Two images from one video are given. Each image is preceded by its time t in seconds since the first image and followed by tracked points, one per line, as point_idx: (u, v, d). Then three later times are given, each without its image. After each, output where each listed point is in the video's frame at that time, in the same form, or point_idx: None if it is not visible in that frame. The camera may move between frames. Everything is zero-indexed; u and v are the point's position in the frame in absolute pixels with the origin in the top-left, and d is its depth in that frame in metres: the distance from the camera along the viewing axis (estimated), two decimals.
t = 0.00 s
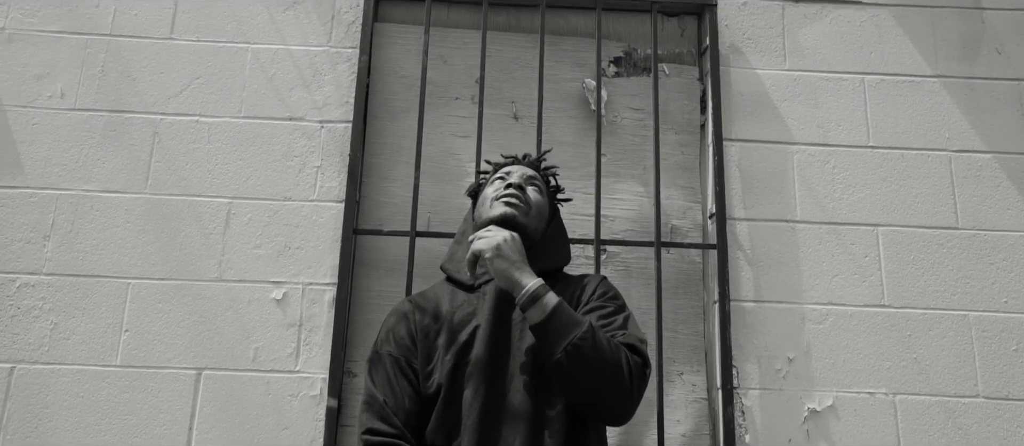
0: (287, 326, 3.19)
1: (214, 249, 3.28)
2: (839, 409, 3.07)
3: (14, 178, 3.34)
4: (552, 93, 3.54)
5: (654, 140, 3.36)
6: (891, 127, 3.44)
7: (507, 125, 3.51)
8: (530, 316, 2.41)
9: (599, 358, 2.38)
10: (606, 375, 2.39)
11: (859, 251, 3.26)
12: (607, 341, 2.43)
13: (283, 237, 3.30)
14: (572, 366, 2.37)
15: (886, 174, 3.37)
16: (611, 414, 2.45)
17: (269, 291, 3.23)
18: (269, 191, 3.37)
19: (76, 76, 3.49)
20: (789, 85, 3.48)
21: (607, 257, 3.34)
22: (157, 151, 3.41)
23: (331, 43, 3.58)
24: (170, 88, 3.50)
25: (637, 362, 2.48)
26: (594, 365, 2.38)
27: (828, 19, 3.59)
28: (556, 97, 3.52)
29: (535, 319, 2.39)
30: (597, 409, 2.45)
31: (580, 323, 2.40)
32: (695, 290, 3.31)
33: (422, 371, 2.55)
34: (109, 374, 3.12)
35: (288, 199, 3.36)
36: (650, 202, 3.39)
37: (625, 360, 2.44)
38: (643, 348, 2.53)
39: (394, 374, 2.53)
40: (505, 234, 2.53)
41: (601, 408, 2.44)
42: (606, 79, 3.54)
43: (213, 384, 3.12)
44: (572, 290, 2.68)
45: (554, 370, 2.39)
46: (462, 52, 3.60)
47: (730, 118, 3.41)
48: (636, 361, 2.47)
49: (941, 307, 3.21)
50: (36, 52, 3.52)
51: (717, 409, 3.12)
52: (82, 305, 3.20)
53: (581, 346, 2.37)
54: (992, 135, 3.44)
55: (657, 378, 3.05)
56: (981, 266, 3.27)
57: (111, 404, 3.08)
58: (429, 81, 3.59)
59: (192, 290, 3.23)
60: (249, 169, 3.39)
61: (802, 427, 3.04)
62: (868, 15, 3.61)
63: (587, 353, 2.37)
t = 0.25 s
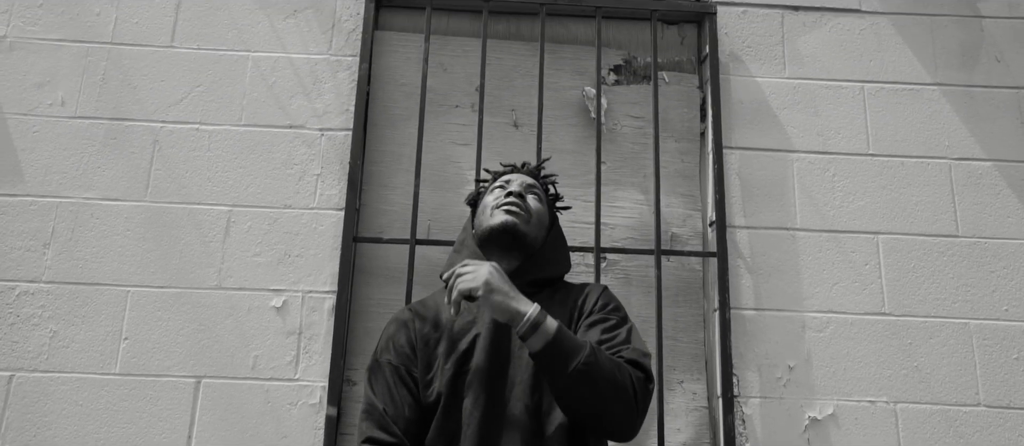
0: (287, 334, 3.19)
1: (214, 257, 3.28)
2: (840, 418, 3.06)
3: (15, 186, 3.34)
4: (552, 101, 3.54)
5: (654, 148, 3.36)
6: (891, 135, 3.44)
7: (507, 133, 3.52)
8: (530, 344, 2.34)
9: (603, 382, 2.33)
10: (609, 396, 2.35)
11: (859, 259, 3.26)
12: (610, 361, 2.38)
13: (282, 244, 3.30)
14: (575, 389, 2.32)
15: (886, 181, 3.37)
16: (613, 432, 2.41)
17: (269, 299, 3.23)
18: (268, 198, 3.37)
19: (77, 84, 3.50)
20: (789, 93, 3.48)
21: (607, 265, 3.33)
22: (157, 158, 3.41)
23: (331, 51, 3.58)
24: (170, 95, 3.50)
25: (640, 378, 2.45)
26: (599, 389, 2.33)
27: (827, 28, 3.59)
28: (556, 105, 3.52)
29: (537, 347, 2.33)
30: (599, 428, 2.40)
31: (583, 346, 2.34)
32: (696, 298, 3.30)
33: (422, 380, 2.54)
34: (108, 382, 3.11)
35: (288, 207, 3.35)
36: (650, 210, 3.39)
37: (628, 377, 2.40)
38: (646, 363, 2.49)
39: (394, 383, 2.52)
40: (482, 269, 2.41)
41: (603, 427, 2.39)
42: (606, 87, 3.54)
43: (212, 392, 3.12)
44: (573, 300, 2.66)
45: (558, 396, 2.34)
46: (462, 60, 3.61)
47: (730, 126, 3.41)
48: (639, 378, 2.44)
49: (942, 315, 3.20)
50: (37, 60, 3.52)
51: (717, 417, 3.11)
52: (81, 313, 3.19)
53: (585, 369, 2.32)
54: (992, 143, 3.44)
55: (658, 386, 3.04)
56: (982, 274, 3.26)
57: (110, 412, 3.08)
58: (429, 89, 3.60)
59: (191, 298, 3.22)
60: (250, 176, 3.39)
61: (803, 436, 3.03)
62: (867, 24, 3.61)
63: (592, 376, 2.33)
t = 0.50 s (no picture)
0: (286, 343, 3.18)
1: (214, 266, 3.28)
2: (842, 428, 3.04)
3: (15, 195, 3.34)
4: (552, 110, 3.54)
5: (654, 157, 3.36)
6: (891, 144, 3.44)
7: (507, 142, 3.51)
8: (532, 396, 2.30)
9: (604, 418, 2.34)
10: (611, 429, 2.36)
11: (860, 268, 3.25)
12: (611, 391, 2.39)
13: (282, 253, 3.30)
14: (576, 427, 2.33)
15: (886, 190, 3.37)
16: None
17: (269, 308, 3.22)
18: (269, 207, 3.37)
19: (78, 94, 3.50)
20: (789, 103, 3.48)
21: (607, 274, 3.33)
22: (157, 167, 3.41)
23: (332, 60, 3.59)
24: (171, 105, 3.50)
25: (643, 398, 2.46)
26: (604, 430, 2.35)
27: (827, 37, 3.60)
28: (556, 114, 3.52)
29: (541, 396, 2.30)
30: None
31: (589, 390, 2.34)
32: (696, 308, 3.30)
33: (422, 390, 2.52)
34: (107, 392, 3.11)
35: (288, 215, 3.35)
36: (650, 219, 3.39)
37: (630, 402, 2.40)
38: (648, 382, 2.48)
39: (394, 393, 2.49)
40: (461, 344, 2.24)
41: None
42: (606, 96, 3.54)
43: (211, 401, 3.11)
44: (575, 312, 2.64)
45: (562, 437, 2.35)
46: (462, 69, 3.62)
47: (730, 135, 3.41)
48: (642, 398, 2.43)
49: (943, 324, 3.19)
50: (38, 69, 3.53)
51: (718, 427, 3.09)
52: (81, 322, 3.19)
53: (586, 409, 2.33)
54: (992, 153, 3.44)
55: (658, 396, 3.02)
56: (983, 283, 3.25)
57: (109, 422, 3.07)
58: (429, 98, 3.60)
59: (191, 307, 3.22)
60: (250, 185, 3.39)
61: None
62: (867, 33, 3.62)
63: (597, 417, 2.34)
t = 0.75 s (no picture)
0: (286, 351, 3.18)
1: (214, 273, 3.28)
2: (842, 436, 3.04)
3: (16, 202, 3.34)
4: (552, 117, 3.54)
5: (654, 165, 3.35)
6: (891, 152, 3.44)
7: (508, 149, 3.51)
8: None
9: None
10: None
11: (860, 276, 3.25)
12: (610, 415, 2.37)
13: (282, 261, 3.30)
14: None
15: (887, 198, 3.36)
16: None
17: (269, 315, 3.22)
18: (269, 215, 3.36)
19: (80, 101, 3.51)
20: (789, 110, 3.48)
21: (607, 281, 3.32)
22: (157, 175, 3.41)
23: (332, 68, 3.59)
24: (171, 112, 3.51)
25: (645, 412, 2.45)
26: None
27: (827, 45, 3.60)
28: (556, 121, 3.52)
29: None
30: None
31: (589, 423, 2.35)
32: (697, 315, 3.29)
33: (422, 398, 2.51)
34: (107, 400, 3.10)
35: (288, 223, 3.35)
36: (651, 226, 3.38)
37: (630, 421, 2.39)
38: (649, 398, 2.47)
39: (394, 401, 2.48)
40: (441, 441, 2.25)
41: None
42: (606, 104, 3.54)
43: (210, 409, 3.10)
44: (576, 322, 2.63)
45: None
46: (462, 77, 3.62)
47: (730, 142, 3.41)
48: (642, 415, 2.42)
49: (944, 332, 3.19)
50: (39, 77, 3.53)
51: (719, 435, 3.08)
52: (80, 330, 3.19)
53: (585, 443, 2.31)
54: (993, 160, 3.44)
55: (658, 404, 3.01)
56: (984, 291, 3.25)
57: (108, 430, 3.06)
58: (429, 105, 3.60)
59: (191, 315, 3.22)
60: (250, 193, 3.39)
61: None
62: (867, 41, 3.62)
63: None
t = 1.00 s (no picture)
0: (286, 359, 3.17)
1: (214, 281, 3.27)
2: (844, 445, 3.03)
3: (16, 210, 3.35)
4: (552, 125, 3.54)
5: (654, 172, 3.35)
6: (891, 159, 3.43)
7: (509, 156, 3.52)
8: None
9: None
10: None
11: (861, 284, 3.24)
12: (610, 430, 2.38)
13: (282, 268, 3.30)
14: None
15: (887, 206, 3.36)
16: None
17: (269, 323, 3.22)
18: (269, 222, 3.36)
19: (81, 109, 3.51)
20: (789, 118, 3.48)
21: (607, 289, 3.32)
22: (158, 183, 3.41)
23: (333, 76, 3.59)
24: (172, 120, 3.51)
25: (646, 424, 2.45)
26: None
27: (827, 53, 3.60)
28: (556, 129, 3.52)
29: None
30: None
31: None
32: (697, 323, 3.28)
33: (422, 407, 2.51)
34: (106, 408, 3.10)
35: (288, 230, 3.35)
36: (651, 233, 3.38)
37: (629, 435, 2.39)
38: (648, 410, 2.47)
39: (394, 409, 2.47)
40: None
41: None
42: (606, 111, 3.54)
43: (210, 417, 3.10)
44: (576, 330, 2.63)
45: None
46: (462, 84, 3.62)
47: (730, 150, 3.41)
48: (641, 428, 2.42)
49: (945, 340, 3.18)
50: (41, 85, 3.54)
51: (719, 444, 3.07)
52: (80, 337, 3.18)
53: None
54: (993, 168, 3.44)
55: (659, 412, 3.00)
56: (984, 299, 3.24)
57: (107, 438, 3.06)
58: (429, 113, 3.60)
59: (190, 323, 3.21)
60: (250, 200, 3.39)
61: None
62: (866, 49, 3.62)
63: None
